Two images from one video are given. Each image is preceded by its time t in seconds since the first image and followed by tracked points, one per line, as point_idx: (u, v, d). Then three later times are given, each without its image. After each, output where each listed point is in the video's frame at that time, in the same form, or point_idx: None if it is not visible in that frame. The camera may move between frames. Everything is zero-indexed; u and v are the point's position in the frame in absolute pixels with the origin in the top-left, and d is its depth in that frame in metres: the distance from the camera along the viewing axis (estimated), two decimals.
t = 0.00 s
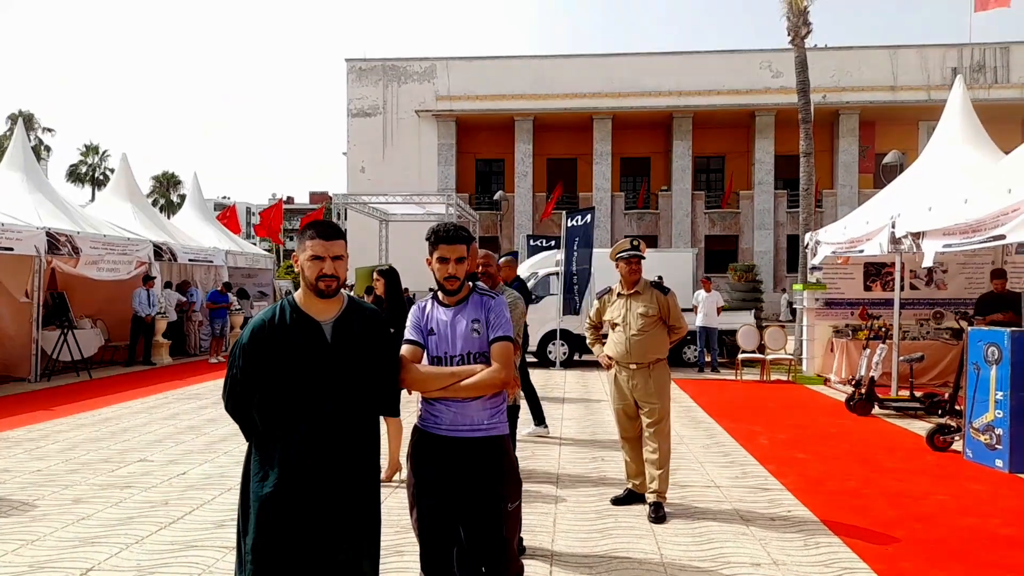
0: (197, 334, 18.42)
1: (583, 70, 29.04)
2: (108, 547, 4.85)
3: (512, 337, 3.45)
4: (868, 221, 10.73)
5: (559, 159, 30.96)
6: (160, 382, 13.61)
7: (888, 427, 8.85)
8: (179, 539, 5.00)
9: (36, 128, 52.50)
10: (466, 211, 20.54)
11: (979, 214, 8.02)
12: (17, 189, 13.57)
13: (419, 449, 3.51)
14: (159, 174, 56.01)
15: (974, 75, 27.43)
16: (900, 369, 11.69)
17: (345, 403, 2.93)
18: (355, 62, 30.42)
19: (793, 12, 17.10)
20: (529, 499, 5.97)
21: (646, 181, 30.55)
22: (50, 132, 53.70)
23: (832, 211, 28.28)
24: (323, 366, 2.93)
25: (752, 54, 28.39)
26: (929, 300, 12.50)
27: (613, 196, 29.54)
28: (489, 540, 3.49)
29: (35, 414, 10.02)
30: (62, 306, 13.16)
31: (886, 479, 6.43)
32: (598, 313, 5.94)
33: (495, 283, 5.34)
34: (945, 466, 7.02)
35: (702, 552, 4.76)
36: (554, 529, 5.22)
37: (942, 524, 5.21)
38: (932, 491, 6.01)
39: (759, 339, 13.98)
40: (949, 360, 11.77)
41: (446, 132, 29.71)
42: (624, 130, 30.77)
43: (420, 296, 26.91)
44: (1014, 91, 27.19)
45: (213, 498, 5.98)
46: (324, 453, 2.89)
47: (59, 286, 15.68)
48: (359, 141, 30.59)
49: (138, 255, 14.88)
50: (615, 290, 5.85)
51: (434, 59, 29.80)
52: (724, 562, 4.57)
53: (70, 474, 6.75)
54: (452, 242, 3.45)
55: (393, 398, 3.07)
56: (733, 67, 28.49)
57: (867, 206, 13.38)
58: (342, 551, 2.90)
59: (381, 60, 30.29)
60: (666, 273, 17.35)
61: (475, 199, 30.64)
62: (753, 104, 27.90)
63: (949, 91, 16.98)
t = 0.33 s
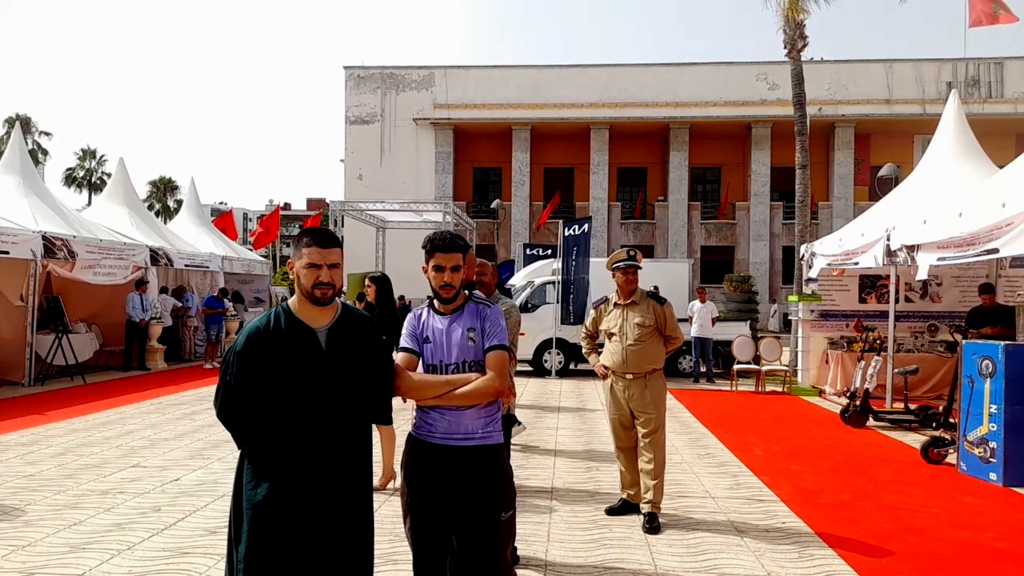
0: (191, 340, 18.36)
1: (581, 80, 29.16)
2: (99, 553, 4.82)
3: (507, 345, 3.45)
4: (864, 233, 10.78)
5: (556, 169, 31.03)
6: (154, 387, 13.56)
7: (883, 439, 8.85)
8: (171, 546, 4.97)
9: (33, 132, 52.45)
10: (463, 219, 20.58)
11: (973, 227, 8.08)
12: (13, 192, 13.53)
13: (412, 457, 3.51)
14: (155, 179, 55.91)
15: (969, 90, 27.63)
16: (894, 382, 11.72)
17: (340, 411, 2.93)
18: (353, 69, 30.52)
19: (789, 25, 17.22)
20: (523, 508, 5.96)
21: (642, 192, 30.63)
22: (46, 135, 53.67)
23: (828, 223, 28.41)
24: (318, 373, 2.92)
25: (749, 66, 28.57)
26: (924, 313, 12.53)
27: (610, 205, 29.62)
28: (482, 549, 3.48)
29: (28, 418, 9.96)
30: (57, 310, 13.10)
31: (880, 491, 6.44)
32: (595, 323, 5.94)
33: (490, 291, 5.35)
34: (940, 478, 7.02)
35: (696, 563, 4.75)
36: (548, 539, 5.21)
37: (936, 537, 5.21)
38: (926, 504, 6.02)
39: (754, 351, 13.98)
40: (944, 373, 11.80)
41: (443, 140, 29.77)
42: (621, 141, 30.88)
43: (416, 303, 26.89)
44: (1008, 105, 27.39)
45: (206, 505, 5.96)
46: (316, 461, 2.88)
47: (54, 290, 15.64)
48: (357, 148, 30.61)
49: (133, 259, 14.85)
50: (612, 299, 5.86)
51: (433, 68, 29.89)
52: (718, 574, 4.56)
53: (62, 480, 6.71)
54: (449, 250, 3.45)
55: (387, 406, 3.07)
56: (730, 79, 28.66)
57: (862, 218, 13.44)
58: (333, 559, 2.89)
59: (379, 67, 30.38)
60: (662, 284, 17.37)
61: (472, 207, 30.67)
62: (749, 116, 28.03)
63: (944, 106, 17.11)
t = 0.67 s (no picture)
0: (195, 341, 18.39)
1: (583, 80, 29.15)
2: (103, 554, 4.83)
3: (508, 344, 3.45)
4: (866, 232, 10.77)
5: (557, 169, 31.02)
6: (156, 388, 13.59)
7: (886, 437, 8.83)
8: (175, 546, 4.99)
9: (35, 136, 52.66)
10: (465, 219, 20.58)
11: (975, 225, 8.05)
12: (16, 194, 13.56)
13: (414, 458, 3.51)
14: (157, 181, 55.96)
15: (971, 87, 27.58)
16: (898, 380, 11.72)
17: (344, 411, 2.94)
18: (355, 70, 30.56)
19: (790, 24, 17.20)
20: (527, 508, 5.97)
21: (644, 191, 30.60)
22: (49, 139, 53.79)
23: (830, 221, 28.38)
24: (322, 374, 2.93)
25: (750, 65, 28.56)
26: (926, 311, 12.53)
27: (612, 205, 29.61)
28: (485, 548, 3.48)
29: (31, 420, 9.98)
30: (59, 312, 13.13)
31: (883, 490, 6.44)
32: (596, 322, 5.94)
33: (491, 290, 5.33)
34: (943, 476, 7.01)
35: (700, 561, 4.75)
36: (551, 538, 5.21)
37: (940, 534, 5.20)
38: (929, 502, 6.01)
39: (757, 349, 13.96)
40: (947, 371, 11.78)
41: (445, 140, 29.77)
42: (623, 140, 30.87)
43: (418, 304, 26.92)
44: (1010, 103, 27.34)
45: (210, 505, 5.97)
46: (321, 461, 2.89)
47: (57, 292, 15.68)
48: (358, 149, 30.63)
49: (136, 261, 14.90)
50: (614, 298, 5.86)
51: (434, 69, 29.94)
52: (721, 572, 4.56)
53: (67, 480, 6.72)
54: (450, 250, 3.45)
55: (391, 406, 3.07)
56: (732, 79, 28.65)
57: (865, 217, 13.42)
58: (340, 558, 2.90)
59: (381, 69, 30.41)
60: (664, 282, 17.35)
61: (474, 207, 30.67)
62: (751, 115, 27.99)
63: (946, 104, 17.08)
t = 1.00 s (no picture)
0: (193, 337, 18.38)
1: (581, 73, 29.09)
2: (104, 549, 4.83)
3: (506, 338, 3.45)
4: (864, 223, 10.77)
5: (555, 162, 30.96)
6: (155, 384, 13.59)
7: (885, 429, 8.85)
8: (175, 541, 4.99)
9: (31, 130, 52.52)
10: (463, 213, 20.53)
11: (974, 216, 8.03)
12: (12, 190, 13.51)
13: (413, 452, 3.51)
14: (154, 176, 55.84)
15: (969, 79, 27.54)
16: (896, 371, 11.72)
17: (344, 405, 2.93)
18: (351, 64, 30.47)
19: (788, 15, 17.13)
20: (526, 501, 5.97)
21: (642, 184, 30.56)
22: (44, 134, 53.56)
23: (828, 213, 28.39)
24: (321, 368, 2.92)
25: (748, 57, 28.53)
26: (924, 303, 12.55)
27: (610, 198, 29.59)
28: (484, 541, 3.48)
29: (30, 416, 9.97)
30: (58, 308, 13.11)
31: (882, 481, 6.45)
32: (595, 315, 5.94)
33: (489, 284, 5.31)
34: (942, 467, 7.03)
35: (699, 553, 4.76)
36: (551, 530, 5.22)
37: (939, 525, 5.22)
38: (928, 493, 6.02)
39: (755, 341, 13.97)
40: (945, 363, 11.77)
41: (442, 134, 29.68)
42: (621, 133, 30.83)
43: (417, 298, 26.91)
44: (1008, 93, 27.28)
45: (210, 500, 5.98)
46: (321, 455, 2.89)
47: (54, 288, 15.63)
48: (356, 143, 30.56)
49: (133, 257, 14.87)
50: (612, 291, 5.85)
51: (431, 62, 29.85)
52: (721, 564, 4.57)
53: (67, 476, 6.73)
54: (448, 243, 3.45)
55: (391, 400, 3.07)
56: (729, 71, 28.60)
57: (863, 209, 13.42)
58: (340, 554, 2.91)
59: (378, 62, 30.32)
60: (663, 275, 17.35)
61: (472, 201, 30.61)
62: (749, 107, 27.93)
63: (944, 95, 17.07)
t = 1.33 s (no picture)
0: (192, 332, 18.37)
1: (583, 72, 29.06)
2: (100, 544, 4.82)
3: (505, 335, 3.45)
4: (865, 224, 10.76)
5: (556, 160, 30.94)
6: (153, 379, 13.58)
7: (883, 429, 8.86)
8: (172, 537, 4.98)
9: (32, 125, 52.51)
10: (463, 211, 20.51)
11: (975, 218, 8.02)
12: (12, 184, 13.51)
13: (412, 448, 3.51)
14: (153, 172, 55.78)
15: (971, 80, 27.51)
16: (895, 372, 11.72)
17: (343, 402, 2.93)
18: (353, 61, 30.43)
19: (790, 15, 17.11)
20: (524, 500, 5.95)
21: (642, 183, 30.55)
22: (45, 128, 53.44)
23: (828, 214, 28.40)
24: (320, 364, 2.92)
25: (749, 57, 28.52)
26: (923, 303, 12.54)
27: (610, 197, 29.58)
28: (481, 538, 3.48)
29: (27, 411, 9.96)
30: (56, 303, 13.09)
31: (880, 481, 6.46)
32: (595, 313, 5.93)
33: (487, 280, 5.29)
34: (939, 468, 7.03)
35: (696, 553, 4.75)
36: (549, 529, 5.21)
37: (936, 526, 5.23)
38: (926, 494, 6.03)
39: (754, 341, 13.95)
40: (944, 363, 11.76)
41: (443, 131, 29.66)
42: (622, 132, 30.81)
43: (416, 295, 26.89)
44: (1010, 95, 27.27)
45: (207, 496, 5.97)
46: (320, 451, 2.88)
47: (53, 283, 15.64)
48: (356, 140, 30.54)
49: (133, 252, 14.87)
50: (612, 290, 5.84)
51: (433, 59, 29.82)
52: (718, 563, 4.57)
53: (64, 471, 6.72)
54: (448, 239, 3.45)
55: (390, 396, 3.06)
56: (731, 71, 28.59)
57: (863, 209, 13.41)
58: (337, 551, 2.90)
59: (379, 59, 30.30)
60: (662, 274, 17.34)
61: (472, 198, 30.61)
62: (750, 107, 27.91)
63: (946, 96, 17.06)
